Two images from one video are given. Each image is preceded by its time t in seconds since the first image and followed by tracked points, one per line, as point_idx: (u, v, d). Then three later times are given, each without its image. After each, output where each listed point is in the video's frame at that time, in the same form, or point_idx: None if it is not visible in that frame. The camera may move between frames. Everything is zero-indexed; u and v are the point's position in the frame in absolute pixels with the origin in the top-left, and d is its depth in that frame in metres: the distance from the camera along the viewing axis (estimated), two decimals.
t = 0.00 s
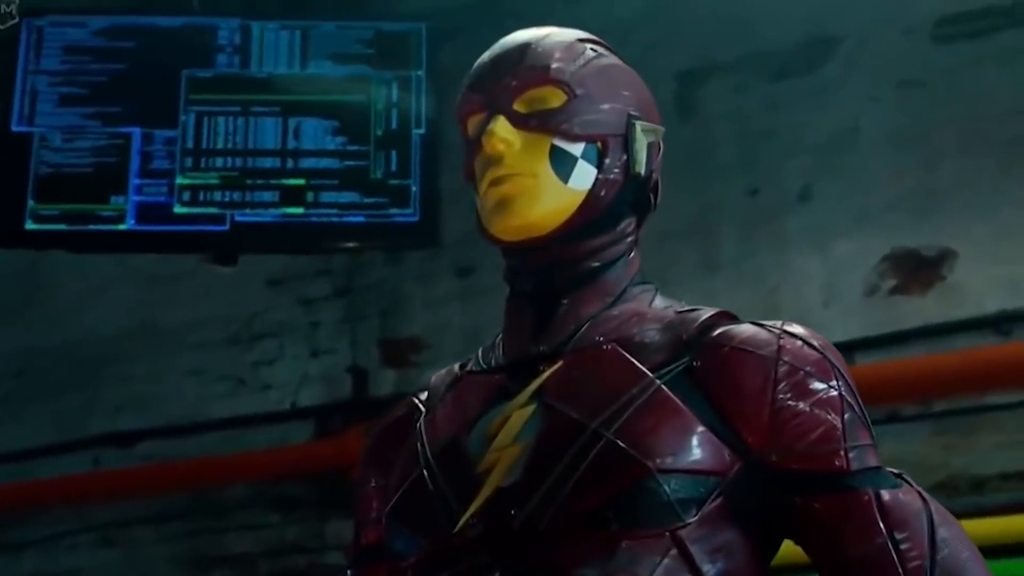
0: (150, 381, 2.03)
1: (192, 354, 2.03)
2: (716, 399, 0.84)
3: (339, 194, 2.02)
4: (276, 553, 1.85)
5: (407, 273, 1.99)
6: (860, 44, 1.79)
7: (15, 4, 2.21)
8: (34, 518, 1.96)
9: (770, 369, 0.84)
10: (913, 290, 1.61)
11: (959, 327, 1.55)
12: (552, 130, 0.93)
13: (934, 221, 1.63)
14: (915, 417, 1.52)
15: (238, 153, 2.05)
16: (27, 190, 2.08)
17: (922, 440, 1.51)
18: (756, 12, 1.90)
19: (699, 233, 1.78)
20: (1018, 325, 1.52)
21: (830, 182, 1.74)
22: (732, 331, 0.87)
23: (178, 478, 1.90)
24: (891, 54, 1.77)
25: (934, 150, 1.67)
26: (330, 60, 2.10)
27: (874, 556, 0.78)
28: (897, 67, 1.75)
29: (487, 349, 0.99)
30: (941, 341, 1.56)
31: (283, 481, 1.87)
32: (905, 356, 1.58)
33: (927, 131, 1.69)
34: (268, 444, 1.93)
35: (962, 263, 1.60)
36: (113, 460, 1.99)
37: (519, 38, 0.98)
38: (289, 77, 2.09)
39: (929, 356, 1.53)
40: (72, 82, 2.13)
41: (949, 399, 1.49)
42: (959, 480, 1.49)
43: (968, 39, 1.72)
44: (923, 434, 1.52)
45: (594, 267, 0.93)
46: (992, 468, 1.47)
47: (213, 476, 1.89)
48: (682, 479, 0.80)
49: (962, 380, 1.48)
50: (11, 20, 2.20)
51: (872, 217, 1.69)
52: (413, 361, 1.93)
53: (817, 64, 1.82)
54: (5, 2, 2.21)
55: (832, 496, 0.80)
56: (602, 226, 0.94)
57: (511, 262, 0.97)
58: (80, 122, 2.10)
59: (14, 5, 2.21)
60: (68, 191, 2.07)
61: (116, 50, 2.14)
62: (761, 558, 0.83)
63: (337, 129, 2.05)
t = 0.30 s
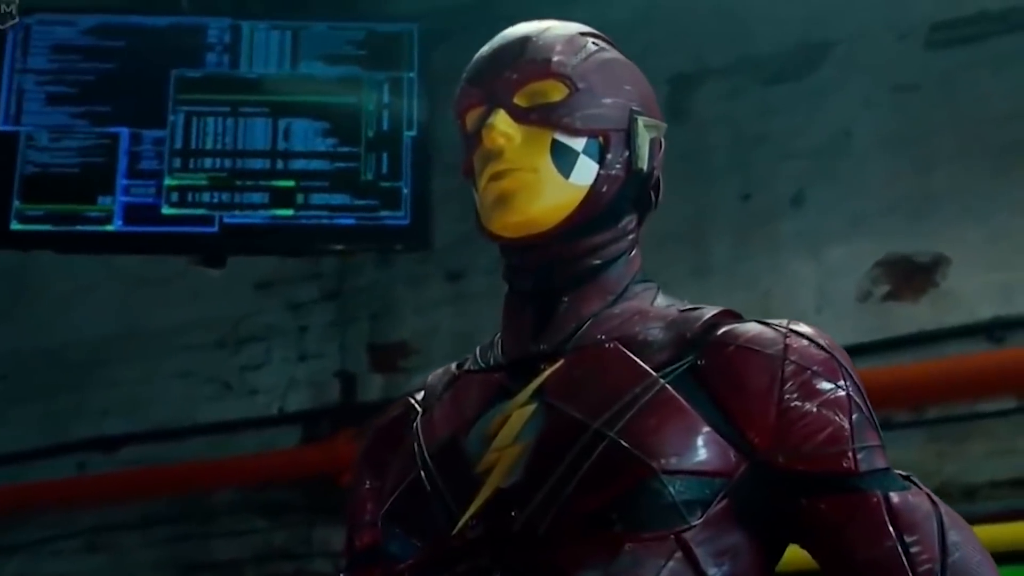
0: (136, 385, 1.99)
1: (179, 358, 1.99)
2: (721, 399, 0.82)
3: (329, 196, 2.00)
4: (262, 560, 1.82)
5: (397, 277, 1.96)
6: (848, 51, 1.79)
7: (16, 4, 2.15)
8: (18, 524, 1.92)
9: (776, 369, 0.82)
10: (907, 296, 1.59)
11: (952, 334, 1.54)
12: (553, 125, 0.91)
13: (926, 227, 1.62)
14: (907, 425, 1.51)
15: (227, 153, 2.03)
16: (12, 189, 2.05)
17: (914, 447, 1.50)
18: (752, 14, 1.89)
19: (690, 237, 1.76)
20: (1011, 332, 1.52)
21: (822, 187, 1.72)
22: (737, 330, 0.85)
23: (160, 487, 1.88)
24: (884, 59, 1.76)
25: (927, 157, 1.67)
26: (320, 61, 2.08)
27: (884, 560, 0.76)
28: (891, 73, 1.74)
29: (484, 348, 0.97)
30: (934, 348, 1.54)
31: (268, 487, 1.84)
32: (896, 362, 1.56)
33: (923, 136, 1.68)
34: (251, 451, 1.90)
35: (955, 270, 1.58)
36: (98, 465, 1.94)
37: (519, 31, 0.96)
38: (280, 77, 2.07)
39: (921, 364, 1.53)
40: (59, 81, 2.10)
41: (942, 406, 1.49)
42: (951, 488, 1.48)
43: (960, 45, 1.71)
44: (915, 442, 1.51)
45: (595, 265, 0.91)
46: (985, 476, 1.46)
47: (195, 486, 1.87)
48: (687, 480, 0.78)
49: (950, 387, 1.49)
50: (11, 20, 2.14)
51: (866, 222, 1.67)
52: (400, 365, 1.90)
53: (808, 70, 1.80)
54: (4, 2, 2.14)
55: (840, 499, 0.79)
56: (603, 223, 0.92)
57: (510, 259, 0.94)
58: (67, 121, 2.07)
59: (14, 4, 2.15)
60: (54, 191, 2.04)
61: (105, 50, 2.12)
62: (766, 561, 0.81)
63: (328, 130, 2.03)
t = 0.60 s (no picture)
0: (125, 385, 1.98)
1: (169, 358, 1.98)
2: (726, 397, 0.81)
3: (322, 194, 1.97)
4: (253, 562, 1.80)
5: (388, 278, 1.95)
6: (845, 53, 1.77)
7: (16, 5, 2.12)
8: (6, 523, 1.92)
9: (782, 365, 0.80)
10: (902, 298, 1.58)
11: (947, 336, 1.54)
12: (555, 117, 0.89)
13: (921, 229, 1.61)
14: (902, 426, 1.50)
15: (219, 151, 2.00)
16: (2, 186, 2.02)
17: (911, 450, 1.50)
18: (751, 14, 1.87)
19: (686, 239, 1.76)
20: (1010, 333, 1.51)
21: (818, 189, 1.71)
22: (741, 325, 0.84)
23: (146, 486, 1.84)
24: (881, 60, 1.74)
25: (923, 158, 1.65)
26: (314, 59, 2.06)
27: (892, 559, 0.75)
28: (888, 73, 1.73)
29: (483, 343, 0.96)
30: (928, 349, 1.54)
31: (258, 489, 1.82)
32: (889, 364, 1.55)
33: (916, 141, 1.67)
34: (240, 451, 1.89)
35: (949, 271, 1.57)
36: (87, 466, 1.94)
37: (520, 22, 0.95)
38: (273, 74, 2.04)
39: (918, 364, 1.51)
40: (50, 77, 2.07)
41: (938, 408, 1.48)
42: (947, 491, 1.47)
43: (958, 47, 1.69)
44: (912, 445, 1.50)
45: (597, 259, 0.89)
46: (981, 479, 1.45)
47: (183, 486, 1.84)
48: (692, 477, 0.77)
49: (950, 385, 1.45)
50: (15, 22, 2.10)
51: (862, 225, 1.65)
52: (393, 366, 1.89)
53: (803, 71, 1.79)
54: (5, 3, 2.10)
55: (848, 496, 0.77)
56: (606, 217, 0.90)
57: (510, 253, 0.93)
58: (57, 118, 2.05)
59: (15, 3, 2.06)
60: (43, 187, 2.01)
61: (96, 47, 2.09)
62: (771, 560, 0.80)
63: (321, 128, 2.01)
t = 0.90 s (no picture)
0: (115, 381, 1.96)
1: (159, 354, 1.96)
2: (735, 386, 0.80)
3: (316, 186, 1.93)
4: (243, 557, 1.79)
5: (382, 271, 1.93)
6: (839, 50, 1.74)
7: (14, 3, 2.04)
8: None
9: (793, 354, 0.79)
10: (899, 295, 1.57)
11: (944, 333, 1.53)
12: (561, 99, 0.88)
13: (918, 226, 1.59)
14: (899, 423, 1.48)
15: (212, 143, 1.95)
16: None
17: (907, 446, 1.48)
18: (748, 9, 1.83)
19: (682, 235, 1.75)
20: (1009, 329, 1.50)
21: (815, 184, 1.69)
22: (750, 314, 0.82)
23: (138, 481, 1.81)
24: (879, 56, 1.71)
25: (921, 154, 1.63)
26: (308, 49, 2.00)
27: (906, 552, 0.73)
28: (883, 68, 1.70)
29: (485, 332, 0.94)
30: (925, 346, 1.53)
31: (249, 485, 1.80)
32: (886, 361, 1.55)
33: (911, 138, 1.64)
34: (231, 447, 1.88)
35: (947, 268, 1.56)
36: (76, 462, 1.93)
37: (525, 4, 0.93)
38: (266, 65, 1.98)
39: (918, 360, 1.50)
40: (40, 67, 2.01)
41: (935, 406, 1.47)
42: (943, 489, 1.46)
43: (953, 43, 1.66)
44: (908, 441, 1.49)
45: (603, 246, 0.88)
46: (978, 476, 1.44)
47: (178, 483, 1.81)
48: (702, 467, 0.75)
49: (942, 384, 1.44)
50: (10, 19, 2.03)
51: (859, 222, 1.64)
52: (385, 362, 1.87)
53: (797, 68, 1.77)
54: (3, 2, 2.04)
55: (861, 488, 0.76)
56: (611, 203, 0.88)
57: (512, 241, 0.91)
58: (48, 108, 1.99)
59: (14, 4, 2.04)
60: (33, 178, 1.96)
61: (87, 36, 2.02)
62: (782, 553, 0.78)
63: (315, 120, 1.96)
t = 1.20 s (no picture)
0: (107, 376, 1.94)
1: (151, 349, 1.94)
2: (742, 377, 0.78)
3: (312, 179, 1.88)
4: (237, 553, 1.77)
5: (375, 267, 1.92)
6: (840, 42, 1.72)
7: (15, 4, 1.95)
8: None
9: (801, 344, 0.77)
10: (896, 291, 1.56)
11: (942, 328, 1.51)
12: (565, 87, 0.86)
13: (914, 222, 1.58)
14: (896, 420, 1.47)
15: (206, 135, 1.89)
16: None
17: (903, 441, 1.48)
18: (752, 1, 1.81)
19: (679, 231, 1.74)
20: (1003, 326, 1.48)
21: (811, 180, 1.68)
22: (757, 303, 0.80)
23: (131, 477, 1.74)
24: (877, 50, 1.70)
25: (916, 150, 1.61)
26: (304, 42, 1.94)
27: (915, 545, 0.72)
28: (884, 62, 1.68)
29: (485, 323, 0.92)
30: (924, 342, 1.52)
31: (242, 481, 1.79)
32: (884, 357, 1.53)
33: (906, 134, 1.63)
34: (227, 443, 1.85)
35: (944, 264, 1.54)
36: (67, 457, 1.91)
37: None
38: (261, 58, 1.92)
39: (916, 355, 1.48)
40: (33, 58, 1.93)
41: (932, 402, 1.45)
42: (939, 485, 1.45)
43: (955, 36, 1.64)
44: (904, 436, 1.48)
45: (606, 235, 0.86)
46: (974, 472, 1.43)
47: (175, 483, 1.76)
48: (708, 459, 0.74)
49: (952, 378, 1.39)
50: (11, 20, 1.94)
51: (856, 218, 1.63)
52: (380, 357, 1.86)
53: (796, 61, 1.75)
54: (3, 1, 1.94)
55: (870, 480, 0.74)
56: (615, 191, 0.87)
57: (513, 229, 0.89)
58: (40, 100, 1.91)
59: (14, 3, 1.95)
60: (26, 169, 1.88)
61: (78, 27, 1.94)
62: (789, 545, 0.77)
63: (310, 112, 1.90)
